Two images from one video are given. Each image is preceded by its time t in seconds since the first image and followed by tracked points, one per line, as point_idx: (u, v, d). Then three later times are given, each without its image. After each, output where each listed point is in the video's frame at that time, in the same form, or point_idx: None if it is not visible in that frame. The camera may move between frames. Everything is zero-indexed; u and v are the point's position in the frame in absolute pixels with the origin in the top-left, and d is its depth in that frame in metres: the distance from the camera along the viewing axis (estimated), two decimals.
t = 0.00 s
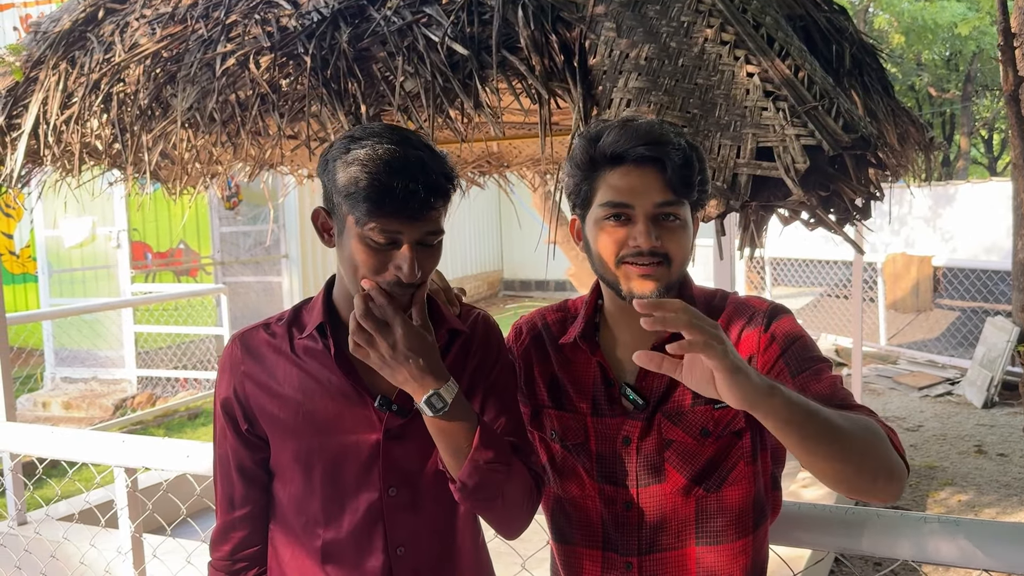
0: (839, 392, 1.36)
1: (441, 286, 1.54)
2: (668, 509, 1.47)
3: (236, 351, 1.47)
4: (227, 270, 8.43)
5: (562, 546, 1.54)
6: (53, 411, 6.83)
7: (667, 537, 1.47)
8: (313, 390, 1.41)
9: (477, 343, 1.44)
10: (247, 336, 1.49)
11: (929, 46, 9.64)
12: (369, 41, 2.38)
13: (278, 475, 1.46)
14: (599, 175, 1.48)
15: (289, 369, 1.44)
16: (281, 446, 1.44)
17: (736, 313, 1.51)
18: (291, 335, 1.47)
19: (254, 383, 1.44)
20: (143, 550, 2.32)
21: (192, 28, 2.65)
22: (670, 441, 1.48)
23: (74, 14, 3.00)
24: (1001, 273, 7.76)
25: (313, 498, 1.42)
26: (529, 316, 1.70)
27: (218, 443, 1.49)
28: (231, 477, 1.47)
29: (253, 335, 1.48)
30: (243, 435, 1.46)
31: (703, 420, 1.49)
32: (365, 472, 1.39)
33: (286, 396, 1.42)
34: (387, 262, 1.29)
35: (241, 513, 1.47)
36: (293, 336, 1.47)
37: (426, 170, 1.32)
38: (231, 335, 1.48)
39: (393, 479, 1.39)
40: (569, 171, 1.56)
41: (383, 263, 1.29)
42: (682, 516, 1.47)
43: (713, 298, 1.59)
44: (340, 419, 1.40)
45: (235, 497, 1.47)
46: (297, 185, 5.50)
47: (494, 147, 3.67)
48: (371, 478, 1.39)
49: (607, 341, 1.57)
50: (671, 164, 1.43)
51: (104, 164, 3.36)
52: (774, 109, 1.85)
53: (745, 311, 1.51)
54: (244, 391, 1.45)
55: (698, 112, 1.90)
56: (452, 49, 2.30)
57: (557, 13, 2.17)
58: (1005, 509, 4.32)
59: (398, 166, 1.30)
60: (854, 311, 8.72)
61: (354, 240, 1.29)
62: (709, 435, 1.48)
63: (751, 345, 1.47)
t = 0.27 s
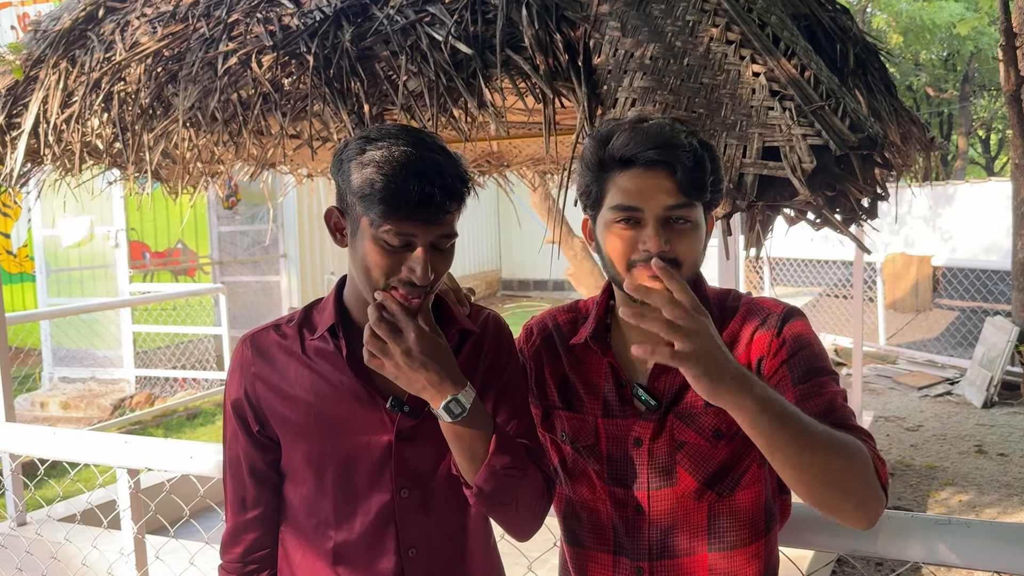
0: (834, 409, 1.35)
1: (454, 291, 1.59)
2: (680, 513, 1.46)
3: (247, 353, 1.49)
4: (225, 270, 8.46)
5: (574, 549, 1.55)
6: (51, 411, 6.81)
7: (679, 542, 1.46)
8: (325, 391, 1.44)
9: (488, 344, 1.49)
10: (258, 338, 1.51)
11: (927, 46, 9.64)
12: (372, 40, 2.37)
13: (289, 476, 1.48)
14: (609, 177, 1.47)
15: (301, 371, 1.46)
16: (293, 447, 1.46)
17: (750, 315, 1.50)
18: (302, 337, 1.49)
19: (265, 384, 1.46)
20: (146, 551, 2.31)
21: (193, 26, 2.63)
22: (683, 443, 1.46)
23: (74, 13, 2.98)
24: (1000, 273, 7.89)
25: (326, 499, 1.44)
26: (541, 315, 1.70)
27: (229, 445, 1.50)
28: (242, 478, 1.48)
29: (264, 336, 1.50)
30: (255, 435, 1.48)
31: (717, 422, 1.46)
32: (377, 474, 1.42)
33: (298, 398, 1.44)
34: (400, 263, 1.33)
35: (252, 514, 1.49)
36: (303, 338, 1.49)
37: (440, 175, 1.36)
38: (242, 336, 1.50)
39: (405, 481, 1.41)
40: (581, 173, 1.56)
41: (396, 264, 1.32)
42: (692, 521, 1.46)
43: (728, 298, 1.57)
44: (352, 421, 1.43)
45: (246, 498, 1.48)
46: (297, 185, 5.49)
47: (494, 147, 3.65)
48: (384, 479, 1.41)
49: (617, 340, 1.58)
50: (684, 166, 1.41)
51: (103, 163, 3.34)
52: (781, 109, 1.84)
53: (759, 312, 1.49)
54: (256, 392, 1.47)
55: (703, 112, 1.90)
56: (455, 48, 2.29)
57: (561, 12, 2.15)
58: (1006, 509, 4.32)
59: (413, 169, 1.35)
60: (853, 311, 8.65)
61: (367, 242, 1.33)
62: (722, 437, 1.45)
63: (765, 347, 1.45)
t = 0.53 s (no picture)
0: (834, 441, 1.38)
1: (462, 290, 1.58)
2: (679, 522, 1.46)
3: (256, 354, 1.48)
4: (222, 270, 8.41)
5: (575, 550, 1.57)
6: (47, 411, 6.77)
7: (676, 551, 1.46)
8: (335, 392, 1.43)
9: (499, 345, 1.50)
10: (267, 338, 1.50)
11: (923, 47, 9.66)
12: (374, 39, 2.35)
13: (299, 477, 1.47)
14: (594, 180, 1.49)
15: (311, 371, 1.45)
16: (303, 448, 1.45)
17: (762, 326, 1.47)
18: (312, 337, 1.49)
19: (275, 385, 1.46)
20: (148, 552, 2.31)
21: (194, 26, 2.62)
22: (685, 452, 1.46)
23: (73, 12, 2.97)
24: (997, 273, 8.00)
25: (336, 500, 1.44)
26: (547, 316, 1.70)
27: (237, 446, 1.49)
28: (251, 480, 1.47)
29: (273, 337, 1.49)
30: (264, 437, 1.47)
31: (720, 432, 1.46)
32: (387, 475, 1.42)
33: (309, 398, 1.44)
34: (415, 262, 1.35)
35: (261, 516, 1.48)
36: (314, 338, 1.49)
37: (454, 175, 1.39)
38: (252, 336, 1.49)
39: (416, 481, 1.41)
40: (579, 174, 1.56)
41: (411, 264, 1.35)
42: (691, 531, 1.45)
43: (738, 303, 1.56)
44: (363, 422, 1.43)
45: (255, 500, 1.48)
46: (295, 185, 5.47)
47: (493, 147, 3.64)
48: (394, 480, 1.42)
49: (622, 342, 1.58)
50: (654, 170, 1.42)
51: (102, 162, 3.33)
52: (785, 109, 1.84)
53: (770, 322, 1.47)
54: (265, 393, 1.46)
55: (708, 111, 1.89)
56: (458, 48, 2.28)
57: (564, 11, 2.15)
58: (1004, 509, 4.33)
59: (428, 170, 1.37)
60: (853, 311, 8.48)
61: (381, 244, 1.36)
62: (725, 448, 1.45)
63: (772, 361, 1.44)
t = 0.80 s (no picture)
0: (838, 451, 1.39)
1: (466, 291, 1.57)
2: (682, 524, 1.46)
3: (262, 354, 1.47)
4: (218, 270, 8.37)
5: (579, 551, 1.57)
6: (43, 412, 6.73)
7: (677, 554, 1.46)
8: (342, 392, 1.43)
9: (504, 347, 1.50)
10: (273, 338, 1.49)
11: (919, 48, 9.68)
12: (374, 39, 2.34)
13: (304, 478, 1.47)
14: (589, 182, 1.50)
15: (318, 372, 1.44)
16: (309, 449, 1.44)
17: (768, 330, 1.46)
18: (319, 337, 1.48)
19: (281, 385, 1.45)
20: (147, 554, 2.30)
21: (193, 25, 2.61)
22: (688, 456, 1.46)
23: (70, 11, 2.95)
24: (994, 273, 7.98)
25: (343, 501, 1.43)
26: (550, 317, 1.69)
27: (241, 446, 1.48)
28: (255, 481, 1.46)
29: (279, 337, 1.49)
30: (270, 438, 1.46)
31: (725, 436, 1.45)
32: (394, 476, 1.41)
33: (316, 399, 1.43)
34: (425, 264, 1.35)
35: (265, 516, 1.47)
36: (321, 338, 1.48)
37: (466, 179, 1.38)
38: (258, 336, 1.49)
39: (422, 482, 1.41)
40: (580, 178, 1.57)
41: (421, 266, 1.35)
42: (692, 533, 1.46)
43: (743, 305, 1.55)
44: (370, 422, 1.42)
45: (259, 501, 1.47)
46: (292, 185, 5.45)
47: (491, 148, 3.63)
48: (401, 481, 1.41)
49: (625, 342, 1.57)
50: (643, 174, 1.42)
51: (99, 161, 3.31)
52: (787, 109, 1.84)
53: (777, 326, 1.46)
54: (271, 393, 1.45)
55: (709, 112, 1.88)
56: (458, 47, 2.27)
57: (565, 12, 2.15)
58: (1002, 509, 4.34)
59: (440, 173, 1.37)
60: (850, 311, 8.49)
61: (392, 245, 1.35)
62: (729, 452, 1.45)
63: (778, 367, 1.43)
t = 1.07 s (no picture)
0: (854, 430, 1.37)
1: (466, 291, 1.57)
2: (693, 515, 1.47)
3: (265, 354, 1.46)
4: (214, 270, 8.40)
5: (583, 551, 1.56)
6: (39, 412, 6.70)
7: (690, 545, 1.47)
8: (345, 392, 1.42)
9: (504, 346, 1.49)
10: (275, 338, 1.48)
11: (915, 48, 9.70)
12: (373, 39, 2.34)
13: (307, 478, 1.46)
14: (614, 172, 1.51)
15: (321, 372, 1.44)
16: (312, 450, 1.44)
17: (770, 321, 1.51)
18: (322, 337, 1.47)
19: (284, 386, 1.44)
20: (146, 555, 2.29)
21: (190, 25, 2.59)
22: (697, 444, 1.47)
23: (66, 10, 2.94)
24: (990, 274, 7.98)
25: (345, 501, 1.42)
26: (548, 317, 1.69)
27: (244, 447, 1.47)
28: (258, 481, 1.46)
29: (282, 337, 1.48)
30: (272, 438, 1.46)
31: (733, 425, 1.47)
32: (397, 475, 1.41)
33: (319, 399, 1.43)
34: (427, 266, 1.34)
35: (267, 517, 1.47)
36: (323, 338, 1.47)
37: (470, 179, 1.38)
38: (260, 336, 1.48)
39: (426, 482, 1.40)
40: (582, 178, 1.58)
41: (422, 267, 1.34)
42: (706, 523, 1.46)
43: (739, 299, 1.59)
44: (373, 422, 1.41)
45: (262, 502, 1.46)
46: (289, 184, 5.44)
47: (489, 148, 3.63)
48: (403, 481, 1.41)
49: (626, 339, 1.59)
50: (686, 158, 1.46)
51: (96, 161, 3.31)
52: (788, 109, 1.84)
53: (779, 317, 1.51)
54: (273, 394, 1.45)
55: (709, 112, 1.88)
56: (457, 47, 2.27)
57: (565, 12, 2.14)
58: (999, 509, 4.35)
59: (446, 174, 1.37)
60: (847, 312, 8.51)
61: (395, 245, 1.35)
62: (737, 441, 1.46)
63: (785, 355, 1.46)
